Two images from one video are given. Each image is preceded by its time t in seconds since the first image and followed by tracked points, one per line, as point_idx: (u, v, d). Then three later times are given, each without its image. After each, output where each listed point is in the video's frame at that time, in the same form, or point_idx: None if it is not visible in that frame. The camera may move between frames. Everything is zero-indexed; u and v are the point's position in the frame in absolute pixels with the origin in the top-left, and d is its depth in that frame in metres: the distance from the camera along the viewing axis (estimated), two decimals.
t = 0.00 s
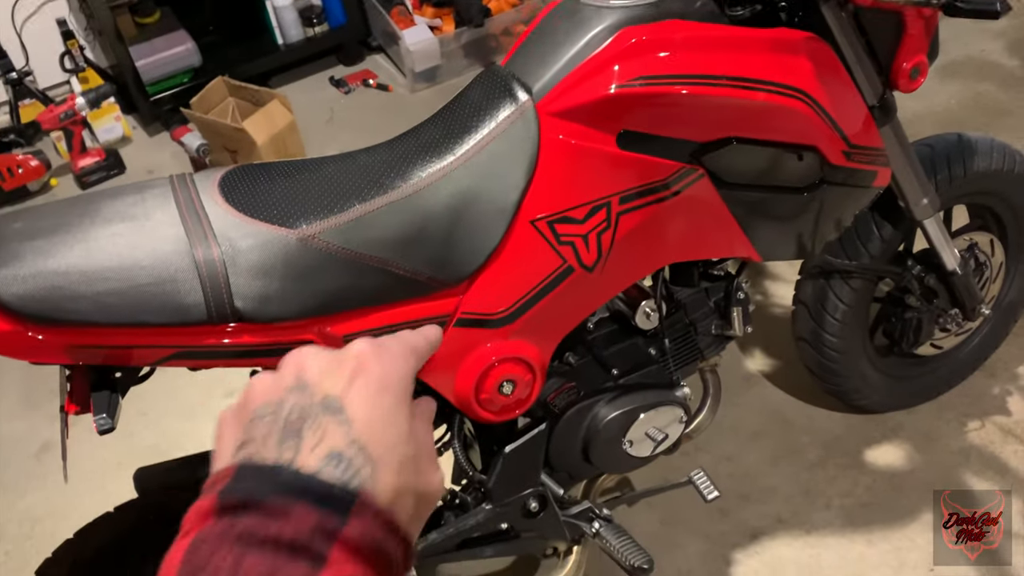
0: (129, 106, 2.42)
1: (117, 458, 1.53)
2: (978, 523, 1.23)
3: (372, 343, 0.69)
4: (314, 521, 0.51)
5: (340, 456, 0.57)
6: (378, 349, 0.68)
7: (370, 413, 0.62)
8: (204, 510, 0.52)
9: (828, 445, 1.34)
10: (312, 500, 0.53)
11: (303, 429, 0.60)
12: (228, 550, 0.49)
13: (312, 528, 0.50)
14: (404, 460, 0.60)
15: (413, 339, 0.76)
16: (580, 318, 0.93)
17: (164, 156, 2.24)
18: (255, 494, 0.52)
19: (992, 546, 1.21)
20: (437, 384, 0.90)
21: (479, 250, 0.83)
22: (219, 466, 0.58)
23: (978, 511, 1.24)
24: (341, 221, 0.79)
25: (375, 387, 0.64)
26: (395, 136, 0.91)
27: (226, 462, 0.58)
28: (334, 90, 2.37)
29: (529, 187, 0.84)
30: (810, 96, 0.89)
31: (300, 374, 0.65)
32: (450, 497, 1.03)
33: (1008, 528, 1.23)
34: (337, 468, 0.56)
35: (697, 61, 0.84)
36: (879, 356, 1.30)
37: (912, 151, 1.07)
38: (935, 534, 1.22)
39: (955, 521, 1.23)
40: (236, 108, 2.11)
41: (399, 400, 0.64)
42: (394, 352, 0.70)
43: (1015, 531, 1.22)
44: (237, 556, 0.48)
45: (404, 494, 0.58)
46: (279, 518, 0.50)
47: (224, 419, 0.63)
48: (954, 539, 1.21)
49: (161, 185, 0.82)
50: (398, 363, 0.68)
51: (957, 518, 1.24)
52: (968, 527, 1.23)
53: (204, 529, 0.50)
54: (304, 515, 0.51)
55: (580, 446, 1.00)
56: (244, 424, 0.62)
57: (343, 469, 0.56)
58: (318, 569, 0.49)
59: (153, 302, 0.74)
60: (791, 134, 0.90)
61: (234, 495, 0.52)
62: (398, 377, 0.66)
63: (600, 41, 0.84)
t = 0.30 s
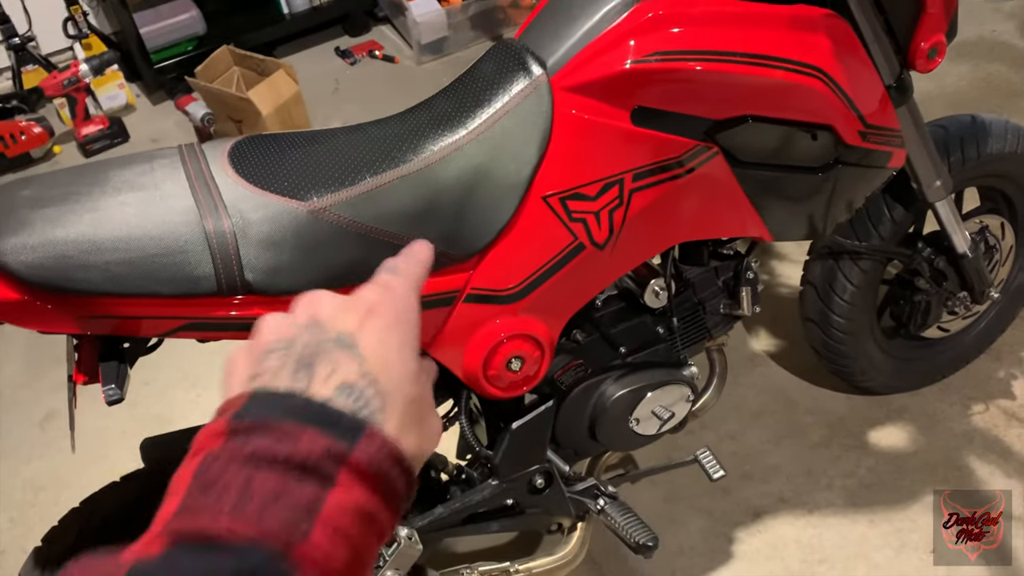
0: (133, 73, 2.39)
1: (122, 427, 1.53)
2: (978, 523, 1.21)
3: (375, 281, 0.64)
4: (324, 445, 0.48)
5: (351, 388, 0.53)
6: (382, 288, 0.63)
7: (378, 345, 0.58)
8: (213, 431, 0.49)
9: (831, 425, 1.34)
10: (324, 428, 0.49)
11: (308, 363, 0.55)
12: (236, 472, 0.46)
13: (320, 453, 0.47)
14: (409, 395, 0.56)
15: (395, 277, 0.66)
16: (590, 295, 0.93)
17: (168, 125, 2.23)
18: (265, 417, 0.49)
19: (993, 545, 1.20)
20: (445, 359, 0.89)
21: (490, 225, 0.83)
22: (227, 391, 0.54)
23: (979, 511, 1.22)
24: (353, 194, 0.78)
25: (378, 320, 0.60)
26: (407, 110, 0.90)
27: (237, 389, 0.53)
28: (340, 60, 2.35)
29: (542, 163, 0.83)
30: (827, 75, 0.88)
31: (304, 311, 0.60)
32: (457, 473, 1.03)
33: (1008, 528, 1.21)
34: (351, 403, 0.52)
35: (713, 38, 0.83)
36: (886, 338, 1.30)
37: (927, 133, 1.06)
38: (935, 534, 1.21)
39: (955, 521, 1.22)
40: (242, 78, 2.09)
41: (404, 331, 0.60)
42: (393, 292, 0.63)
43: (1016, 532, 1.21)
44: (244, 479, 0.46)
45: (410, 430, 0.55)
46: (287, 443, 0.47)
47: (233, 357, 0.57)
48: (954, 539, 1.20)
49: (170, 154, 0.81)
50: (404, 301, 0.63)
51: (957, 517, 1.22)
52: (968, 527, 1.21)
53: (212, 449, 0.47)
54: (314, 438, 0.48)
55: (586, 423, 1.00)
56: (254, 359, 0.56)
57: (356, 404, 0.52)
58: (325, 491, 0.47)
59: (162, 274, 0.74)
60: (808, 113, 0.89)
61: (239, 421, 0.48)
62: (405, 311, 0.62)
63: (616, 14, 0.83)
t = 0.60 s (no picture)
0: (133, 62, 2.37)
1: (121, 418, 1.53)
2: (978, 523, 1.21)
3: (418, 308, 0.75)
4: (377, 391, 0.54)
5: (397, 368, 0.64)
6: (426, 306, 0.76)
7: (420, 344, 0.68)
8: (276, 382, 0.55)
9: (832, 424, 1.34)
10: (376, 378, 0.55)
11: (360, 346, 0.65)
12: (307, 397, 0.52)
13: (374, 395, 0.53)
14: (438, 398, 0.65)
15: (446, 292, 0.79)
16: (593, 291, 0.92)
17: (169, 114, 2.21)
18: (325, 364, 0.54)
19: (993, 545, 1.20)
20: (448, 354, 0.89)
21: (494, 220, 0.82)
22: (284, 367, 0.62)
23: (979, 511, 1.22)
24: (355, 187, 0.77)
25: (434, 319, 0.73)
26: (411, 103, 0.89)
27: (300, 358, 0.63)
28: (342, 51, 2.33)
29: (547, 158, 0.83)
30: (835, 72, 0.87)
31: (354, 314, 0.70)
32: (457, 468, 1.03)
33: (1008, 528, 1.21)
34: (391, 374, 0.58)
35: (721, 34, 0.82)
36: (888, 337, 1.30)
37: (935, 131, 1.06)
38: (935, 534, 1.21)
39: (955, 521, 1.22)
40: (243, 68, 2.08)
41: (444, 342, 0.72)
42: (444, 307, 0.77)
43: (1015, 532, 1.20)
44: (314, 404, 0.51)
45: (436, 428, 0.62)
46: (347, 383, 0.53)
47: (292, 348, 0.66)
48: (954, 539, 1.20)
49: (172, 145, 0.81)
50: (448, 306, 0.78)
51: (957, 518, 1.22)
52: (968, 527, 1.21)
53: (281, 389, 0.53)
54: (368, 385, 0.54)
55: (588, 419, 1.00)
56: (310, 348, 0.66)
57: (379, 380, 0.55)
58: (377, 425, 0.52)
59: (163, 266, 0.73)
60: (816, 110, 0.88)
61: (305, 366, 0.55)
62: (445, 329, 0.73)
63: (624, 9, 0.82)
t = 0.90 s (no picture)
0: (139, 60, 2.38)
1: (123, 415, 1.54)
2: (978, 523, 1.22)
3: (414, 308, 0.76)
4: (373, 392, 0.55)
5: (391, 368, 0.65)
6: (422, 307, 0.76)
7: (416, 345, 0.69)
8: (270, 382, 0.55)
9: (831, 427, 1.35)
10: (371, 378, 0.55)
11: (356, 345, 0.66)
12: (301, 398, 0.53)
13: (369, 396, 0.54)
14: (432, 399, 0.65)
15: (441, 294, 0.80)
16: (593, 293, 0.93)
17: (174, 113, 2.22)
18: (320, 366, 0.55)
19: (992, 545, 1.21)
20: (448, 355, 0.89)
21: (495, 222, 0.83)
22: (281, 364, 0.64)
23: (979, 511, 1.23)
24: (357, 188, 0.78)
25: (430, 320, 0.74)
26: (414, 105, 0.90)
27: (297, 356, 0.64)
28: (347, 51, 2.34)
29: (548, 161, 0.83)
30: (836, 78, 0.88)
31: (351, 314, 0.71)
32: (456, 468, 1.03)
33: (1008, 528, 1.22)
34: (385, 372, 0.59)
35: (722, 39, 0.83)
36: (888, 341, 1.30)
37: (935, 138, 1.06)
38: (935, 533, 1.22)
39: (955, 521, 1.23)
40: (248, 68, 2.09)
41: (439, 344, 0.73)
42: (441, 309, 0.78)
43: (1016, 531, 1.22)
44: (308, 404, 0.52)
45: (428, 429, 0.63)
46: (342, 383, 0.54)
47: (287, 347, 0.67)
48: (954, 539, 1.21)
49: (177, 145, 0.81)
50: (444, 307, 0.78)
51: (957, 518, 1.23)
52: (968, 527, 1.22)
53: (276, 388, 0.54)
54: (363, 385, 0.55)
55: (586, 420, 1.00)
56: (307, 347, 0.67)
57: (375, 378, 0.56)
58: (371, 426, 0.53)
59: (167, 264, 0.74)
60: (816, 116, 0.88)
61: (299, 366, 0.55)
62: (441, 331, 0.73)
63: (626, 13, 0.82)
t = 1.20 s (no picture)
0: (156, 65, 2.41)
1: (136, 414, 1.56)
2: (978, 523, 1.23)
3: (414, 311, 0.76)
4: (372, 396, 0.55)
5: (391, 371, 0.66)
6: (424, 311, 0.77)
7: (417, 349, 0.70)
8: (269, 389, 0.56)
9: (840, 436, 1.35)
10: (370, 383, 0.56)
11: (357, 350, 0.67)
12: (301, 403, 0.53)
13: (369, 401, 0.55)
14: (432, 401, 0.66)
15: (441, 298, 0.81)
16: (602, 298, 0.94)
17: (190, 117, 2.25)
18: (320, 371, 0.56)
19: (992, 545, 1.21)
20: (457, 358, 0.90)
21: (506, 227, 0.84)
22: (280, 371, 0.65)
23: (979, 511, 1.24)
24: (370, 192, 0.79)
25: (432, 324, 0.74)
26: (427, 110, 0.91)
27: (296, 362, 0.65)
28: (362, 58, 2.36)
29: (559, 167, 0.84)
30: (846, 87, 0.88)
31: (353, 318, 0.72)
32: (465, 470, 1.04)
33: (1007, 528, 1.23)
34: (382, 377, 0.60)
35: (733, 48, 0.84)
36: (897, 351, 1.30)
37: (945, 148, 1.06)
38: (935, 533, 1.23)
39: (955, 521, 1.24)
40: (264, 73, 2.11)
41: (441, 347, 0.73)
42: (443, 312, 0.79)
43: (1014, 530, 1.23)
44: (307, 410, 0.53)
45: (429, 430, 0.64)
46: (341, 388, 0.55)
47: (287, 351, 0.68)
48: (955, 540, 1.22)
49: (194, 148, 0.83)
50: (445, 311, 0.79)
51: (958, 518, 1.24)
52: (968, 527, 1.23)
53: (275, 395, 0.55)
54: (363, 390, 0.55)
55: (595, 425, 1.01)
56: (307, 353, 0.68)
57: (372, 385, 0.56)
58: (370, 432, 0.53)
59: (183, 265, 0.75)
60: (825, 125, 0.89)
61: (299, 372, 0.56)
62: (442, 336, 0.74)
63: (638, 22, 0.83)
